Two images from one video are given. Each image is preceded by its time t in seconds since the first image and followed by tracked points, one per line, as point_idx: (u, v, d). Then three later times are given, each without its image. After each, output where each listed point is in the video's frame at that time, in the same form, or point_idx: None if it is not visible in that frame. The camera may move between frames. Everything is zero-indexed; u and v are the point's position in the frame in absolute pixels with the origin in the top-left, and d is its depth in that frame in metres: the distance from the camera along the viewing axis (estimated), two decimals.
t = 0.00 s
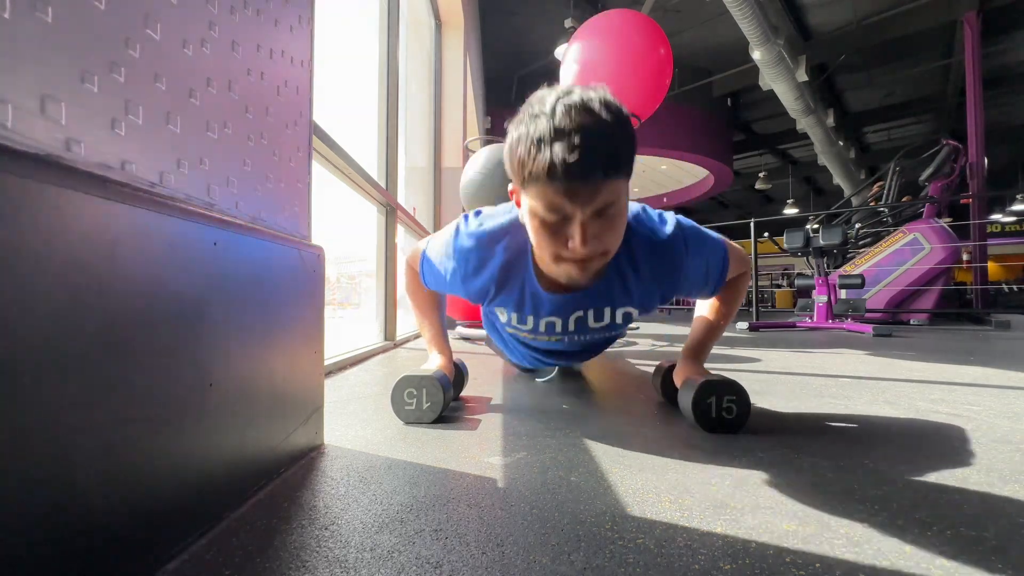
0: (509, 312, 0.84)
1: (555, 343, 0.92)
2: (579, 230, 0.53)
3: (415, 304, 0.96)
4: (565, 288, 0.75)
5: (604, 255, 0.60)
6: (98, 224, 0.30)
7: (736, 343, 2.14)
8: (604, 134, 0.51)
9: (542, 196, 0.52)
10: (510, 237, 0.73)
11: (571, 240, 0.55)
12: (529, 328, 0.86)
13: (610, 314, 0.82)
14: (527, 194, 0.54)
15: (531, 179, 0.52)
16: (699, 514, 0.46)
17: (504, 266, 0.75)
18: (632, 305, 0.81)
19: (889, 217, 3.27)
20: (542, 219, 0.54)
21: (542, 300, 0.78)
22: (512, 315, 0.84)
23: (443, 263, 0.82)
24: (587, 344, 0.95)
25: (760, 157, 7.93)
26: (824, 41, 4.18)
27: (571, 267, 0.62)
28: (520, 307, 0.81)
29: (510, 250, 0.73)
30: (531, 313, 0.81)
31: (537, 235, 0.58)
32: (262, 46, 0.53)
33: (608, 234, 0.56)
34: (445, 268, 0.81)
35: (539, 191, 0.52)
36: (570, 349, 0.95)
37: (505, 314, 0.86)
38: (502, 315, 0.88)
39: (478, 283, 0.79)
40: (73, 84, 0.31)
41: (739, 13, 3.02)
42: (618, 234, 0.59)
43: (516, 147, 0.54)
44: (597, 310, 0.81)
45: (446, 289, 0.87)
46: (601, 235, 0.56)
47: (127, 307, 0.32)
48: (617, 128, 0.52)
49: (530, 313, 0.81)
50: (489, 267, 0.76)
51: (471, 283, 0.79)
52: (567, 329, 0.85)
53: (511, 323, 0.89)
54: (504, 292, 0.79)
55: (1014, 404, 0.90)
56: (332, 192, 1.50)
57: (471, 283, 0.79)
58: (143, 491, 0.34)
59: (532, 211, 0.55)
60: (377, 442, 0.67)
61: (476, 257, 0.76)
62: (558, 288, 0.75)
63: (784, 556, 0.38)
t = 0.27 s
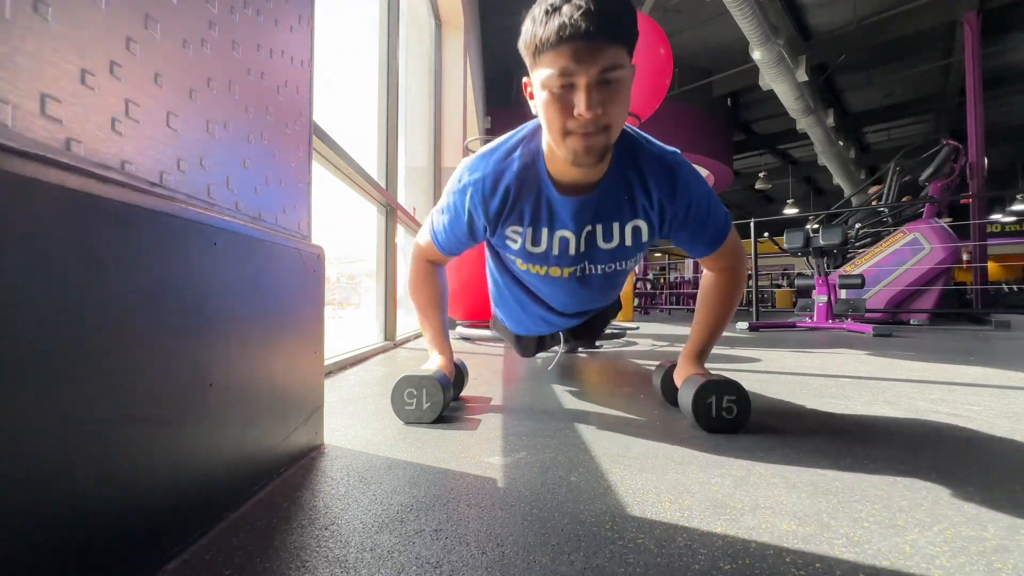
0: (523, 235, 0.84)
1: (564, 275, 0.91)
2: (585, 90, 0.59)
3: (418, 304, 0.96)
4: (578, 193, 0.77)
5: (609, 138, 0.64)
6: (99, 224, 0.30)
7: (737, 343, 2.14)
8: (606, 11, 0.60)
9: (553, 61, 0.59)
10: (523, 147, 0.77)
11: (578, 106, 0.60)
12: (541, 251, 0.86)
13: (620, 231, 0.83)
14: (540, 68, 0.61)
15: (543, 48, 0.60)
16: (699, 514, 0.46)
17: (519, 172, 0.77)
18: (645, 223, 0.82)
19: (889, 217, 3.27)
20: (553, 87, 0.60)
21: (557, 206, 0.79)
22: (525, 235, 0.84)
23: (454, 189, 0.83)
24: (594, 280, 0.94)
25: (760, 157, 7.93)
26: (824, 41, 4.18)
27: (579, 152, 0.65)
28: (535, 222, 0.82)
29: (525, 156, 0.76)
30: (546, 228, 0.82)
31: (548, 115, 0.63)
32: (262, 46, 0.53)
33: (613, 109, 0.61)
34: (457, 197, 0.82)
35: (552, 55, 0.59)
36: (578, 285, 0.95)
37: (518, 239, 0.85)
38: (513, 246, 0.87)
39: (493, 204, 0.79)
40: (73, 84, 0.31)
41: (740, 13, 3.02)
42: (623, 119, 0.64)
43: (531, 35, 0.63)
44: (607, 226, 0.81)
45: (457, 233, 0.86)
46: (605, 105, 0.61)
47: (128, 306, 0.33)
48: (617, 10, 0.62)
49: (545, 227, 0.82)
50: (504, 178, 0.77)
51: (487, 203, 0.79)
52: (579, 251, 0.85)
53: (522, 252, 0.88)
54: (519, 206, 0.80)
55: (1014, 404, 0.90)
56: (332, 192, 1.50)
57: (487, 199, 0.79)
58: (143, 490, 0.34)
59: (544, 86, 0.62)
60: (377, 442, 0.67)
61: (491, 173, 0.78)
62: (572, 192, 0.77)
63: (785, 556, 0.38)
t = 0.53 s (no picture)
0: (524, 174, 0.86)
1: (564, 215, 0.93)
2: (564, 39, 0.61)
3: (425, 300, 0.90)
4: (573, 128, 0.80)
5: (589, 83, 0.67)
6: (100, 226, 0.30)
7: (737, 343, 2.14)
8: None
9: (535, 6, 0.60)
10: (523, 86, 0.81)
11: (557, 53, 0.63)
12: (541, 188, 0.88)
13: (616, 168, 0.85)
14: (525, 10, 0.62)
15: None
16: (699, 514, 0.46)
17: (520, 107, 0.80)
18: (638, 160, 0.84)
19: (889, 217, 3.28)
20: (536, 32, 0.62)
21: (555, 140, 0.81)
22: (527, 173, 0.86)
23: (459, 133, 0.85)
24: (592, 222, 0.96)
25: (760, 157, 7.93)
26: (824, 41, 4.18)
27: (560, 93, 0.69)
28: (535, 158, 0.84)
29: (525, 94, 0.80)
30: (546, 162, 0.85)
31: (533, 56, 0.66)
32: (262, 46, 0.53)
33: (592, 55, 0.64)
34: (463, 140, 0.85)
35: None
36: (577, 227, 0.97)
37: (519, 178, 0.86)
38: (513, 189, 0.89)
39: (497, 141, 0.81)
40: (73, 84, 0.31)
41: (740, 13, 3.02)
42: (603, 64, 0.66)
43: None
44: (604, 161, 0.84)
45: (466, 182, 0.85)
46: (584, 52, 0.63)
47: (128, 307, 0.33)
48: None
49: (545, 161, 0.85)
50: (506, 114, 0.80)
51: (490, 141, 0.81)
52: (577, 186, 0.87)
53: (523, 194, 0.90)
54: (520, 143, 0.82)
55: (1014, 403, 0.90)
56: (332, 192, 1.50)
57: (489, 135, 0.81)
58: (143, 491, 0.34)
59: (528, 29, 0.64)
60: (377, 442, 0.67)
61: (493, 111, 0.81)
62: (569, 127, 0.79)
63: (785, 556, 0.38)
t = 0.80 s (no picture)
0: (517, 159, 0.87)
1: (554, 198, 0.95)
2: (551, 35, 0.59)
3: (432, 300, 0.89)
4: (561, 114, 0.80)
5: (578, 71, 0.66)
6: (100, 225, 0.30)
7: (737, 343, 2.14)
8: None
9: None
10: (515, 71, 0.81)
11: (544, 46, 0.61)
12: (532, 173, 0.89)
13: (606, 154, 0.87)
14: None
15: None
16: (699, 514, 0.46)
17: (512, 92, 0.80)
18: (624, 146, 0.85)
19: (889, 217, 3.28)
20: (522, 24, 0.60)
21: (546, 126, 0.82)
22: (519, 159, 0.87)
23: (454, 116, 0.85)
24: (583, 205, 0.98)
25: (760, 157, 7.93)
26: (824, 41, 4.18)
27: (549, 82, 0.68)
28: (527, 144, 0.85)
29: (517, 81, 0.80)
30: (537, 149, 0.86)
31: (520, 44, 0.64)
32: (262, 46, 0.53)
33: (579, 47, 0.62)
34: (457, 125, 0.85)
35: None
36: (568, 208, 0.98)
37: (512, 163, 0.87)
38: (506, 173, 0.90)
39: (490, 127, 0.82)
40: (73, 84, 0.31)
41: (740, 13, 3.02)
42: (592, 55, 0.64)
43: None
44: (594, 146, 0.85)
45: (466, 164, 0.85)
46: (571, 45, 0.61)
47: (129, 309, 0.33)
48: None
49: (535, 148, 0.85)
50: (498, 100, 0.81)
51: (483, 125, 0.82)
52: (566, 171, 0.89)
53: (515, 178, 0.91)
54: (512, 130, 0.82)
55: (1014, 404, 0.90)
56: (332, 191, 1.50)
57: (481, 118, 0.81)
58: (143, 492, 0.34)
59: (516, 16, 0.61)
60: (376, 442, 0.67)
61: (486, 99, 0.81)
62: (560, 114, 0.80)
63: (785, 556, 0.38)
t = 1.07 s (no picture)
0: (509, 256, 0.87)
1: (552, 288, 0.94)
2: (547, 161, 0.54)
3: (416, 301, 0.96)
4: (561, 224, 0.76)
5: (577, 191, 0.61)
6: (100, 224, 0.30)
7: (737, 343, 2.14)
8: (578, 67, 0.51)
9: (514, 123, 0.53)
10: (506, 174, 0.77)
11: (540, 172, 0.57)
12: (528, 270, 0.88)
13: (603, 254, 0.85)
14: (506, 122, 0.55)
15: (505, 104, 0.54)
16: (699, 514, 0.46)
17: (503, 200, 0.77)
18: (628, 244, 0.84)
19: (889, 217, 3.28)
20: (515, 148, 0.55)
21: (538, 236, 0.80)
22: (512, 257, 0.87)
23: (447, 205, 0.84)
24: (583, 291, 0.97)
25: (760, 157, 7.93)
26: (824, 41, 4.18)
27: (545, 200, 0.63)
28: (519, 247, 0.84)
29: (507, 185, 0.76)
30: (530, 253, 0.84)
31: (514, 166, 0.60)
32: (262, 46, 0.53)
33: (578, 171, 0.57)
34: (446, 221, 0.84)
35: (512, 119, 0.52)
36: (568, 294, 0.97)
37: (506, 258, 0.88)
38: (502, 261, 0.90)
39: (480, 227, 0.82)
40: (72, 84, 0.31)
41: (740, 13, 3.02)
42: (592, 175, 0.60)
43: (500, 74, 0.55)
44: (590, 251, 0.83)
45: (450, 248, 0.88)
46: (569, 172, 0.57)
47: (128, 308, 0.33)
48: (592, 65, 0.52)
49: (529, 252, 0.84)
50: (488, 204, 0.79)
51: (473, 225, 0.82)
52: (564, 273, 0.87)
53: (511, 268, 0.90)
54: (504, 231, 0.81)
55: (1014, 404, 0.90)
56: (332, 191, 1.50)
57: (472, 219, 0.81)
58: (143, 491, 0.34)
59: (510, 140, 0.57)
60: (377, 442, 0.67)
61: (477, 202, 0.79)
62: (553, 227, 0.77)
63: (785, 556, 0.38)
